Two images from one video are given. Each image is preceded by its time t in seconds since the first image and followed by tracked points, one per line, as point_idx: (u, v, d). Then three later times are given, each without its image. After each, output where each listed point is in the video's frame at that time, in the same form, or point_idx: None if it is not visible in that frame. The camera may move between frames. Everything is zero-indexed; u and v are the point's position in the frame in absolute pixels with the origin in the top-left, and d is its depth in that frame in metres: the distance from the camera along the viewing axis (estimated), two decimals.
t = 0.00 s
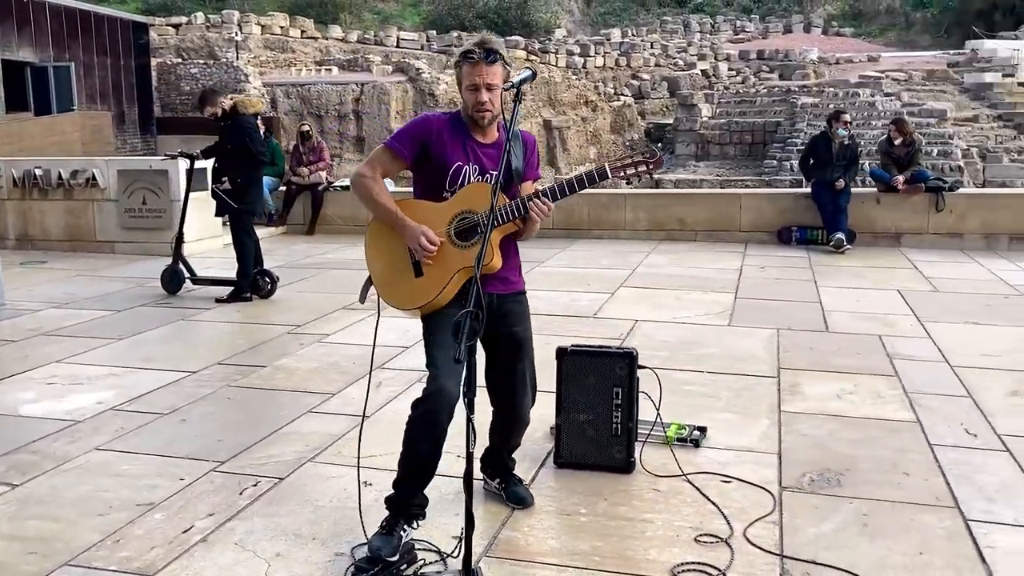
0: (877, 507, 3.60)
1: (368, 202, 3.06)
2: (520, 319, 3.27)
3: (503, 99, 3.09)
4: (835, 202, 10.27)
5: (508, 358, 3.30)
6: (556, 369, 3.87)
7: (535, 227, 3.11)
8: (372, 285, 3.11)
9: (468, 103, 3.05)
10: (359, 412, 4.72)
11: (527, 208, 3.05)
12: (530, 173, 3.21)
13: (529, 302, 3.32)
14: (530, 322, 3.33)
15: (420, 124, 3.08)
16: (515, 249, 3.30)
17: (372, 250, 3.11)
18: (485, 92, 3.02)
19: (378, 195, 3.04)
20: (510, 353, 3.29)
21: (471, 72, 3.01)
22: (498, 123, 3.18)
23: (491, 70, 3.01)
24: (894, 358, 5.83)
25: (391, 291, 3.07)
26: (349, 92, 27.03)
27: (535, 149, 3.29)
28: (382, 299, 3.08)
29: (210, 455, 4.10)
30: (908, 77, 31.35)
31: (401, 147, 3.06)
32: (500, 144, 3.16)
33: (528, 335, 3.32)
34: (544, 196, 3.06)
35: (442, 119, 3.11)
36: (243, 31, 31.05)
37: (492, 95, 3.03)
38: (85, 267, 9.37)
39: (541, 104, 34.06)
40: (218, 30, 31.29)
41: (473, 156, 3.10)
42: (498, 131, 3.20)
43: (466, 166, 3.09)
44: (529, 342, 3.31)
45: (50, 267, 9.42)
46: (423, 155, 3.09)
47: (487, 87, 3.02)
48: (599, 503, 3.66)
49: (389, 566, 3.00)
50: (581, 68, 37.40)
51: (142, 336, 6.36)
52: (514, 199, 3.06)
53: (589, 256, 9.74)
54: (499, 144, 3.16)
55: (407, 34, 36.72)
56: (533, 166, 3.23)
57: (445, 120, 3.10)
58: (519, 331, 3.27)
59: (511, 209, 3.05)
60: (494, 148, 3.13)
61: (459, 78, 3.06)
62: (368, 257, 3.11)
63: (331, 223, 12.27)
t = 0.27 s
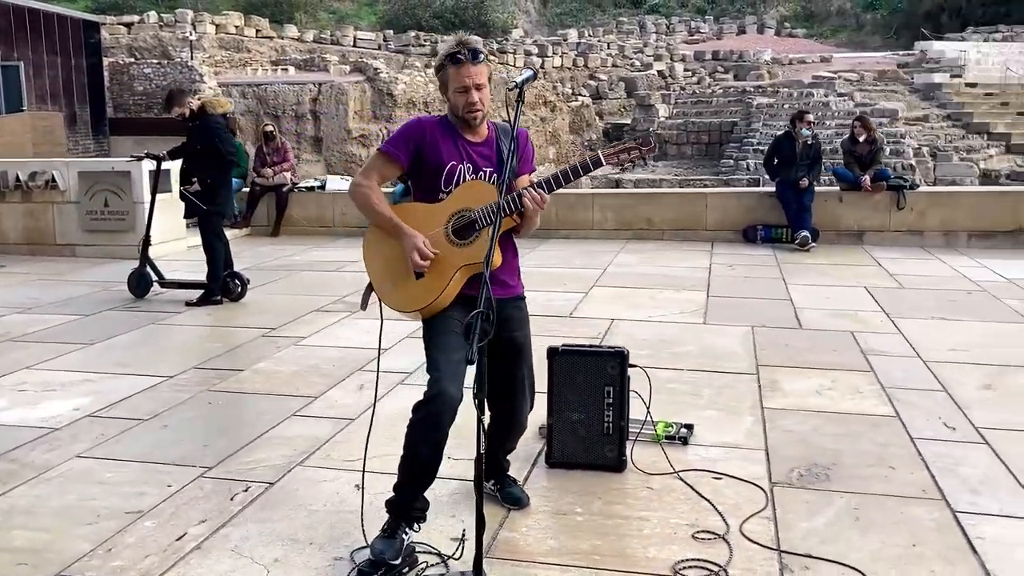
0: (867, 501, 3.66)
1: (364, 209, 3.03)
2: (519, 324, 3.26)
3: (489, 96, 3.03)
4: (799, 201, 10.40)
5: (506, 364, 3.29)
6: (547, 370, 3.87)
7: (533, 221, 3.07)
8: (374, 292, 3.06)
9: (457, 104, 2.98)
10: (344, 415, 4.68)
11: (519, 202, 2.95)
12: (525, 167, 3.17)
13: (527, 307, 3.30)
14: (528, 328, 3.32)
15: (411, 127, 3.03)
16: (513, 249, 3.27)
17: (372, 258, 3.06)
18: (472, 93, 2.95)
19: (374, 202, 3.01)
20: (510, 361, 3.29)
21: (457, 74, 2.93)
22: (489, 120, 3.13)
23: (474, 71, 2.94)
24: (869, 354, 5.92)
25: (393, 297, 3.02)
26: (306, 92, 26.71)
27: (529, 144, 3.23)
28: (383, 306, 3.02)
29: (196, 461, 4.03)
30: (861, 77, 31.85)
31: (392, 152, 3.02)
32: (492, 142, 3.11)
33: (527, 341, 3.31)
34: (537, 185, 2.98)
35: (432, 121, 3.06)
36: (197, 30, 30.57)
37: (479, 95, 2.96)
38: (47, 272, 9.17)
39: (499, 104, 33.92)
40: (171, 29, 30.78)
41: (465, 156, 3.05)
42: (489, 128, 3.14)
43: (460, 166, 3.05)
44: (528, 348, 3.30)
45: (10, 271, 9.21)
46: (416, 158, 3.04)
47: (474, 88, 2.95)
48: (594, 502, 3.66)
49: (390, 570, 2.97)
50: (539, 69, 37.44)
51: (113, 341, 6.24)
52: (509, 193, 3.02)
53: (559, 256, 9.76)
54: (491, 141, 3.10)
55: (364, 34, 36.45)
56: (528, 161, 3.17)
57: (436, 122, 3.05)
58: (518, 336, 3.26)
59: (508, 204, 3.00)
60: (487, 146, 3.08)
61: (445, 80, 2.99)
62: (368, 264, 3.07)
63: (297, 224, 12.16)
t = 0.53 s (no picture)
0: (854, 493, 3.75)
1: (372, 208, 3.08)
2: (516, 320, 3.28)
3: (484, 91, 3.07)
4: (765, 201, 10.55)
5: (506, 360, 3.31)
6: (540, 369, 3.89)
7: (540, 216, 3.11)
8: (385, 290, 3.12)
9: (457, 103, 3.02)
10: (331, 417, 4.67)
11: (529, 201, 3.01)
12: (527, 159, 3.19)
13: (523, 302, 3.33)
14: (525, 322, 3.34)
15: (415, 125, 3.05)
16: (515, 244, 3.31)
17: (382, 257, 3.13)
18: (468, 89, 3.00)
19: (381, 203, 3.06)
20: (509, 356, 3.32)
21: (451, 74, 3.00)
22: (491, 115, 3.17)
23: (465, 66, 3.00)
24: (843, 350, 6.04)
25: (405, 295, 3.07)
26: (264, 93, 26.40)
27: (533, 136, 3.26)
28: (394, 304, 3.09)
29: (187, 465, 4.00)
30: (815, 78, 32.34)
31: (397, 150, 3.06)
32: (495, 136, 3.14)
33: (524, 336, 3.33)
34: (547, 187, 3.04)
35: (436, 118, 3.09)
36: (153, 30, 30.06)
37: (476, 92, 3.01)
38: (10, 275, 9.00)
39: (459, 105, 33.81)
40: (126, 29, 30.27)
41: (469, 153, 3.09)
42: (491, 121, 3.18)
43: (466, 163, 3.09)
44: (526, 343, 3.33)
45: None
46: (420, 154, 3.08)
47: (468, 84, 2.99)
48: (590, 498, 3.71)
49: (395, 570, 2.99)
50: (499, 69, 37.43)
51: (87, 346, 6.15)
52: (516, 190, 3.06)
53: (531, 256, 9.80)
54: (495, 135, 3.14)
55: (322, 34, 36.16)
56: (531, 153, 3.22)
57: (440, 119, 3.08)
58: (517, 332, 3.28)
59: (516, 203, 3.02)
60: (490, 142, 3.12)
61: (442, 80, 3.03)
62: (379, 262, 3.13)
63: (264, 226, 12.07)
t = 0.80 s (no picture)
0: (841, 486, 3.82)
1: (370, 201, 3.03)
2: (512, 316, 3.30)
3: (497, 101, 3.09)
4: (732, 200, 10.68)
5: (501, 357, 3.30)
6: (531, 367, 3.91)
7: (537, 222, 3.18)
8: (377, 285, 3.08)
9: (469, 108, 3.05)
10: (316, 418, 4.65)
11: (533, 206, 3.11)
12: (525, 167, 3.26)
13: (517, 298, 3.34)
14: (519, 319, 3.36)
15: (424, 123, 3.05)
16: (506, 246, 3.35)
17: (377, 251, 3.08)
18: (485, 100, 3.02)
19: (382, 197, 3.02)
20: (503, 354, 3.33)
21: (469, 83, 2.99)
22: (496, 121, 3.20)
23: (486, 78, 2.99)
24: (818, 346, 6.15)
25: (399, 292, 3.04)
26: (223, 92, 25.90)
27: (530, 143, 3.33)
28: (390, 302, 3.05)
29: (175, 468, 3.96)
30: (772, 78, 32.75)
31: (403, 146, 3.04)
32: (498, 143, 3.18)
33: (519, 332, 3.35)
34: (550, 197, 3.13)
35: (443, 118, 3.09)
36: (107, 29, 29.53)
37: (491, 103, 3.03)
38: None
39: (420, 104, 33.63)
40: (79, 27, 29.69)
41: (475, 156, 3.11)
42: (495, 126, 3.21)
43: (470, 167, 3.11)
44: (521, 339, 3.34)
45: None
46: (424, 153, 3.07)
47: (485, 96, 3.01)
48: (584, 496, 3.74)
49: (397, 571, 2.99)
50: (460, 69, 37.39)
51: (60, 350, 6.05)
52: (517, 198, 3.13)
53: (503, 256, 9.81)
54: (499, 142, 3.18)
55: (281, 33, 35.81)
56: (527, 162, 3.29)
57: (447, 120, 3.09)
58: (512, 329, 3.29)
59: (516, 209, 3.10)
60: (493, 148, 3.16)
61: (458, 85, 3.02)
62: (373, 255, 3.08)
63: (231, 227, 11.95)
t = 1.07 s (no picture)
0: (826, 480, 3.87)
1: (367, 197, 3.01)
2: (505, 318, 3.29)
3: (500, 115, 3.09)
4: (700, 199, 10.77)
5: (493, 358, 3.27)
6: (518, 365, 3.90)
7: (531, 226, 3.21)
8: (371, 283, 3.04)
9: (472, 118, 3.06)
10: (298, 419, 4.61)
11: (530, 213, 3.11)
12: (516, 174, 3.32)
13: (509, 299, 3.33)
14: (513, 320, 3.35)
15: (425, 122, 3.06)
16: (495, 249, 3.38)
17: (371, 248, 3.04)
18: (489, 113, 3.02)
19: (382, 194, 2.99)
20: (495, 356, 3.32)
21: (478, 96, 2.98)
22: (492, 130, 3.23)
23: (494, 94, 2.98)
24: (792, 342, 6.22)
25: (393, 291, 3.00)
26: (182, 92, 25.40)
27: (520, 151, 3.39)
28: (386, 300, 3.01)
29: (158, 471, 3.90)
30: (732, 79, 33.05)
31: (404, 145, 3.03)
32: (493, 148, 3.22)
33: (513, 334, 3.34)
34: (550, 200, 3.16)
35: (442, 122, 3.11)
36: (62, 26, 28.95)
37: (494, 117, 3.04)
38: None
39: (382, 103, 33.42)
40: (33, 25, 29.06)
41: (471, 160, 3.14)
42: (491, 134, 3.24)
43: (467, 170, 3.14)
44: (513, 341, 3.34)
45: None
46: (423, 153, 3.08)
47: (490, 109, 3.01)
48: (574, 493, 3.75)
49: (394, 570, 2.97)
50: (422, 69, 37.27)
51: (29, 353, 5.92)
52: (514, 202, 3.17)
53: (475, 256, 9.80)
54: (494, 150, 3.22)
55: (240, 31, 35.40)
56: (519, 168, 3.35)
57: (447, 124, 3.10)
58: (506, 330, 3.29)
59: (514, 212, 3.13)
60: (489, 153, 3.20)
61: (464, 96, 3.01)
62: (367, 252, 3.04)
63: (196, 227, 11.80)
